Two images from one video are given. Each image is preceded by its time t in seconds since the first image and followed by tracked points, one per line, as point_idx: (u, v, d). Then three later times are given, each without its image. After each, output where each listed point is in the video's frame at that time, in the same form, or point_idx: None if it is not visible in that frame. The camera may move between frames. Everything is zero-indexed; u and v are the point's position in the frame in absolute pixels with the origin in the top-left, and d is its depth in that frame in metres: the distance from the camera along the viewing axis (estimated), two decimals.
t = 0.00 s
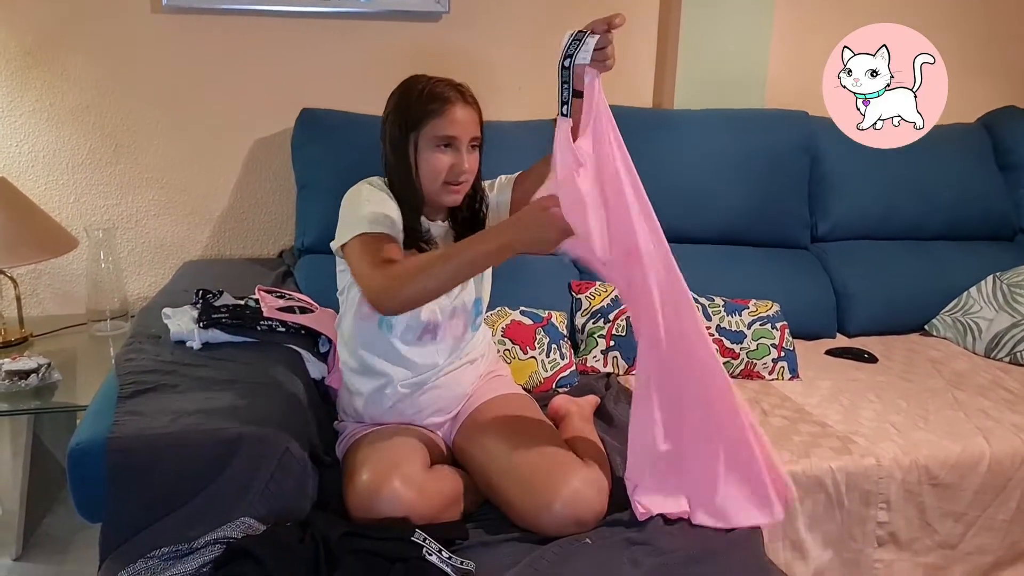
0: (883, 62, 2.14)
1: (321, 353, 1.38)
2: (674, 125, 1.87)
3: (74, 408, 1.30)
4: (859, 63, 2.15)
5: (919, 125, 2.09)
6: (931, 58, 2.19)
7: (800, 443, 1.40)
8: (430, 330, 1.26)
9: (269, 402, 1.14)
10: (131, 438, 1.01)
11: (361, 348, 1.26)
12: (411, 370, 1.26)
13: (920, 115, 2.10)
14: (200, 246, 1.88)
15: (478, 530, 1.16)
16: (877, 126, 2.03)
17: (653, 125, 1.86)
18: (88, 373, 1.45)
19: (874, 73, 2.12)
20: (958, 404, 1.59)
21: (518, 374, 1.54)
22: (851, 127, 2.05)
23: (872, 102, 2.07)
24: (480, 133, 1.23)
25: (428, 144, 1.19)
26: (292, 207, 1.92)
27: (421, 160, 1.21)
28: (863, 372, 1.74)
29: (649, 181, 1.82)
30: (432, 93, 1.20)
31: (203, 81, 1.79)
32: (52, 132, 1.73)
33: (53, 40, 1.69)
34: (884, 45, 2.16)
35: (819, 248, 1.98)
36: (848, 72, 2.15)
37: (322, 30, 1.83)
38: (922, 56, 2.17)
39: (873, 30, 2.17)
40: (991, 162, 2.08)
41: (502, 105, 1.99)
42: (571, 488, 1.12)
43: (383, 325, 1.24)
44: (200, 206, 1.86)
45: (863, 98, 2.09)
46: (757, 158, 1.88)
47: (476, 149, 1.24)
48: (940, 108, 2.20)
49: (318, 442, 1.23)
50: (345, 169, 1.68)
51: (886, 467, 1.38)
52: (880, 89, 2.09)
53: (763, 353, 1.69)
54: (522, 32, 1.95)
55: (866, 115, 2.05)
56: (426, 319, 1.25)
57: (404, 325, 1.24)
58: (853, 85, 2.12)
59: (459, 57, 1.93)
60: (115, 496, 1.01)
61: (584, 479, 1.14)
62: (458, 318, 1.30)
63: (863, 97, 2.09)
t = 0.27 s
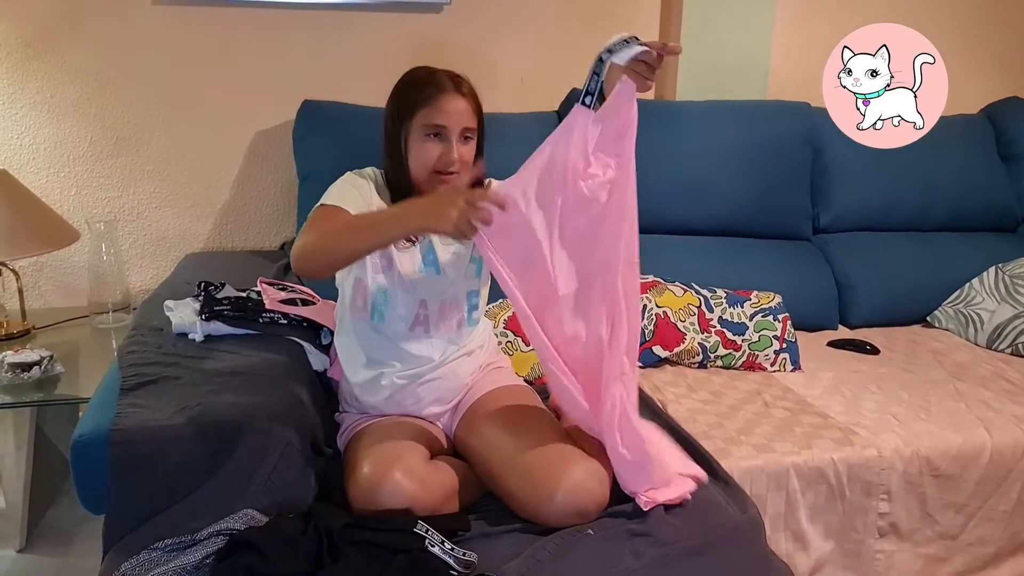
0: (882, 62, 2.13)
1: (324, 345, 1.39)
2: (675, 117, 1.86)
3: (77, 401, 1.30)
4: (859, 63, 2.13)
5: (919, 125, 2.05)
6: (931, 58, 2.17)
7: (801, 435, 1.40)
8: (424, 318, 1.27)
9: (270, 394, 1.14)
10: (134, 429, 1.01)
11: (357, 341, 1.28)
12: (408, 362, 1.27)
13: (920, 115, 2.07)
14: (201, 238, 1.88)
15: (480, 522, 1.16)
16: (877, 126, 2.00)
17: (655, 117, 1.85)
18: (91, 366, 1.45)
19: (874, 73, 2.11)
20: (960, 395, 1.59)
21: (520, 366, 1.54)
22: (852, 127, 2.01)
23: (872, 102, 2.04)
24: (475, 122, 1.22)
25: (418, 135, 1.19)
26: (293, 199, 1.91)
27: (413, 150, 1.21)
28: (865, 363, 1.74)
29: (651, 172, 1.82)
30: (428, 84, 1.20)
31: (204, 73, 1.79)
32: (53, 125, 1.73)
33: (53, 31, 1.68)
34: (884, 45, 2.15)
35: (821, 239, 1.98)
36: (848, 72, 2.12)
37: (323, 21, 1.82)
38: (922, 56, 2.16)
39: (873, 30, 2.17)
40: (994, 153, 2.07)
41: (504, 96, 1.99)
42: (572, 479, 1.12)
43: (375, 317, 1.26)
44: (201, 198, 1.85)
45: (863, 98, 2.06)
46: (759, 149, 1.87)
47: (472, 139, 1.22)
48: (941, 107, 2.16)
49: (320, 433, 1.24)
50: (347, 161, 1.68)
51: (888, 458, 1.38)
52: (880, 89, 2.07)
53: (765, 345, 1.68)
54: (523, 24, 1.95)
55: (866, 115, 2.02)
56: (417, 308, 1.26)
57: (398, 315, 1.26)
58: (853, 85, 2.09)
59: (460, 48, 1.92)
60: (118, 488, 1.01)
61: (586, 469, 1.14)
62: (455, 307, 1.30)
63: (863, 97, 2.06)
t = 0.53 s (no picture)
0: (882, 62, 2.14)
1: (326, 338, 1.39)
2: (677, 109, 1.86)
3: (79, 394, 1.30)
4: (859, 63, 2.13)
5: (919, 125, 2.04)
6: (931, 58, 2.18)
7: (802, 427, 1.41)
8: (427, 312, 1.26)
9: (272, 386, 1.14)
10: (137, 423, 1.01)
11: (361, 334, 1.28)
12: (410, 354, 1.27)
13: (921, 115, 2.05)
14: (202, 231, 1.88)
15: (482, 515, 1.17)
16: (876, 126, 2.00)
17: (656, 109, 1.85)
18: (93, 359, 1.45)
19: (874, 73, 2.11)
20: (960, 388, 1.59)
21: (522, 359, 1.54)
22: (852, 127, 2.01)
23: (872, 102, 2.05)
24: (473, 114, 1.22)
25: (415, 128, 1.19)
26: (295, 193, 1.91)
27: (411, 142, 1.20)
28: (866, 356, 1.74)
29: (653, 165, 1.82)
30: (425, 76, 1.20)
31: (205, 66, 1.78)
32: (55, 118, 1.73)
33: (54, 24, 1.68)
34: (883, 45, 2.16)
35: (822, 232, 1.98)
36: (848, 72, 2.12)
37: (324, 13, 1.82)
38: (922, 56, 2.17)
39: (872, 30, 2.17)
40: (996, 146, 2.07)
41: (505, 89, 1.99)
42: (573, 470, 1.13)
43: (378, 310, 1.25)
44: (203, 191, 1.85)
45: (863, 98, 2.05)
46: (761, 141, 1.87)
47: (471, 129, 1.22)
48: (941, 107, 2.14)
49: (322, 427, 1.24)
50: (348, 154, 1.68)
51: (888, 451, 1.38)
52: (880, 89, 2.08)
53: (766, 338, 1.69)
54: (525, 15, 1.94)
55: (866, 115, 2.02)
56: (421, 302, 1.25)
57: (401, 309, 1.25)
58: (853, 85, 2.09)
59: (461, 40, 1.92)
60: (121, 482, 1.01)
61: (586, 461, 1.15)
62: (457, 301, 1.29)
63: (863, 97, 2.05)
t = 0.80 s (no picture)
0: (882, 62, 2.06)
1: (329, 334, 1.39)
2: (679, 105, 1.86)
3: (81, 389, 1.30)
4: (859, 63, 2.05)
5: (919, 125, 2.01)
6: (931, 57, 2.10)
7: (803, 423, 1.41)
8: (433, 308, 1.25)
9: (274, 382, 1.14)
10: (139, 419, 1.01)
11: (366, 327, 1.27)
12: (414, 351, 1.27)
13: (921, 115, 2.02)
14: (203, 227, 1.88)
15: (484, 510, 1.17)
16: (876, 127, 1.98)
17: (658, 105, 1.85)
18: (94, 354, 1.45)
19: (874, 73, 2.04)
20: (961, 384, 1.59)
21: (523, 355, 1.54)
22: (852, 128, 1.98)
23: (872, 103, 2.00)
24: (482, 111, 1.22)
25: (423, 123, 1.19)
26: (296, 188, 1.91)
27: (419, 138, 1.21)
28: (867, 351, 1.74)
29: (654, 161, 1.82)
30: (435, 73, 1.22)
31: (205, 61, 1.78)
32: (56, 113, 1.72)
33: (54, 19, 1.67)
34: (883, 45, 2.08)
35: (824, 228, 1.98)
36: (847, 72, 2.04)
37: (325, 8, 1.81)
38: (922, 56, 2.09)
39: (872, 30, 2.10)
40: (997, 142, 2.07)
41: (506, 84, 1.98)
42: (575, 466, 1.12)
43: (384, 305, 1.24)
44: (204, 187, 1.85)
45: (863, 98, 2.00)
46: (763, 137, 1.87)
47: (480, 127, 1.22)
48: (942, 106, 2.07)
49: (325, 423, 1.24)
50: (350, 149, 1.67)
51: (889, 447, 1.38)
52: (880, 89, 2.02)
53: (767, 334, 1.69)
54: (526, 11, 1.94)
55: (866, 116, 1.98)
56: (428, 299, 1.24)
57: (408, 303, 1.24)
58: (853, 85, 2.02)
59: (462, 35, 1.91)
60: (124, 478, 1.02)
61: (588, 457, 1.15)
62: (463, 299, 1.28)
63: (863, 97, 2.00)
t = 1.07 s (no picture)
0: (882, 62, 2.13)
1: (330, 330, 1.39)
2: (680, 102, 1.86)
3: (83, 385, 1.30)
4: (859, 63, 2.13)
5: (919, 125, 2.02)
6: (931, 58, 2.16)
7: (804, 420, 1.41)
8: (433, 308, 1.24)
9: (275, 378, 1.14)
10: (141, 416, 1.01)
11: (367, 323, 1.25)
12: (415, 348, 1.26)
13: (920, 115, 2.03)
14: (204, 223, 1.88)
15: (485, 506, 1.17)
16: (876, 126, 1.99)
17: (660, 101, 1.84)
18: (96, 350, 1.45)
19: (874, 73, 2.10)
20: (962, 381, 1.59)
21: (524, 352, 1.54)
22: (852, 127, 1.99)
23: (872, 102, 2.03)
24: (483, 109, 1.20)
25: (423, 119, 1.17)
26: (297, 184, 1.91)
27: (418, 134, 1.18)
28: (868, 349, 1.74)
29: (656, 158, 1.82)
30: (436, 70, 1.20)
31: (207, 57, 1.78)
32: (57, 109, 1.72)
33: (55, 15, 1.67)
34: (883, 45, 2.15)
35: (825, 225, 1.98)
36: (847, 72, 2.11)
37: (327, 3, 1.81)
38: (922, 56, 2.16)
39: (873, 30, 2.17)
40: (999, 139, 2.07)
41: (508, 81, 1.98)
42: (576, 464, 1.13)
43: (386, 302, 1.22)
44: (205, 183, 1.85)
45: (863, 98, 2.03)
46: (764, 134, 1.87)
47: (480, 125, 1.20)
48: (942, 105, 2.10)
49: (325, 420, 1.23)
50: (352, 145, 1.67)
51: (890, 444, 1.38)
52: (880, 89, 2.06)
53: (768, 331, 1.68)
54: (528, 7, 1.93)
55: (866, 115, 2.00)
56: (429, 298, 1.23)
57: (408, 301, 1.23)
58: (853, 85, 2.07)
59: (464, 31, 1.91)
60: (126, 475, 1.02)
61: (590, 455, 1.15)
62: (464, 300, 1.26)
63: (863, 97, 2.04)
